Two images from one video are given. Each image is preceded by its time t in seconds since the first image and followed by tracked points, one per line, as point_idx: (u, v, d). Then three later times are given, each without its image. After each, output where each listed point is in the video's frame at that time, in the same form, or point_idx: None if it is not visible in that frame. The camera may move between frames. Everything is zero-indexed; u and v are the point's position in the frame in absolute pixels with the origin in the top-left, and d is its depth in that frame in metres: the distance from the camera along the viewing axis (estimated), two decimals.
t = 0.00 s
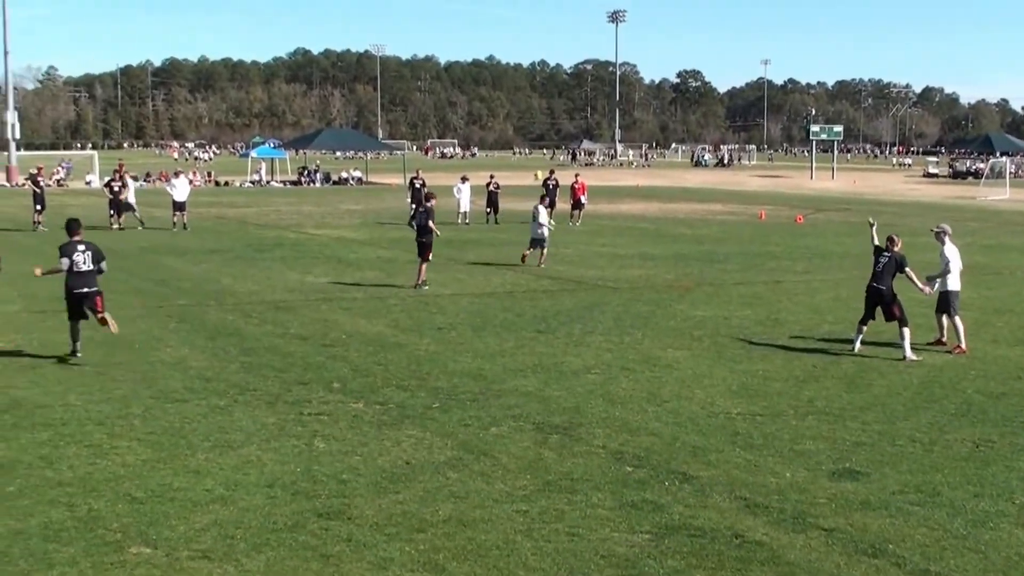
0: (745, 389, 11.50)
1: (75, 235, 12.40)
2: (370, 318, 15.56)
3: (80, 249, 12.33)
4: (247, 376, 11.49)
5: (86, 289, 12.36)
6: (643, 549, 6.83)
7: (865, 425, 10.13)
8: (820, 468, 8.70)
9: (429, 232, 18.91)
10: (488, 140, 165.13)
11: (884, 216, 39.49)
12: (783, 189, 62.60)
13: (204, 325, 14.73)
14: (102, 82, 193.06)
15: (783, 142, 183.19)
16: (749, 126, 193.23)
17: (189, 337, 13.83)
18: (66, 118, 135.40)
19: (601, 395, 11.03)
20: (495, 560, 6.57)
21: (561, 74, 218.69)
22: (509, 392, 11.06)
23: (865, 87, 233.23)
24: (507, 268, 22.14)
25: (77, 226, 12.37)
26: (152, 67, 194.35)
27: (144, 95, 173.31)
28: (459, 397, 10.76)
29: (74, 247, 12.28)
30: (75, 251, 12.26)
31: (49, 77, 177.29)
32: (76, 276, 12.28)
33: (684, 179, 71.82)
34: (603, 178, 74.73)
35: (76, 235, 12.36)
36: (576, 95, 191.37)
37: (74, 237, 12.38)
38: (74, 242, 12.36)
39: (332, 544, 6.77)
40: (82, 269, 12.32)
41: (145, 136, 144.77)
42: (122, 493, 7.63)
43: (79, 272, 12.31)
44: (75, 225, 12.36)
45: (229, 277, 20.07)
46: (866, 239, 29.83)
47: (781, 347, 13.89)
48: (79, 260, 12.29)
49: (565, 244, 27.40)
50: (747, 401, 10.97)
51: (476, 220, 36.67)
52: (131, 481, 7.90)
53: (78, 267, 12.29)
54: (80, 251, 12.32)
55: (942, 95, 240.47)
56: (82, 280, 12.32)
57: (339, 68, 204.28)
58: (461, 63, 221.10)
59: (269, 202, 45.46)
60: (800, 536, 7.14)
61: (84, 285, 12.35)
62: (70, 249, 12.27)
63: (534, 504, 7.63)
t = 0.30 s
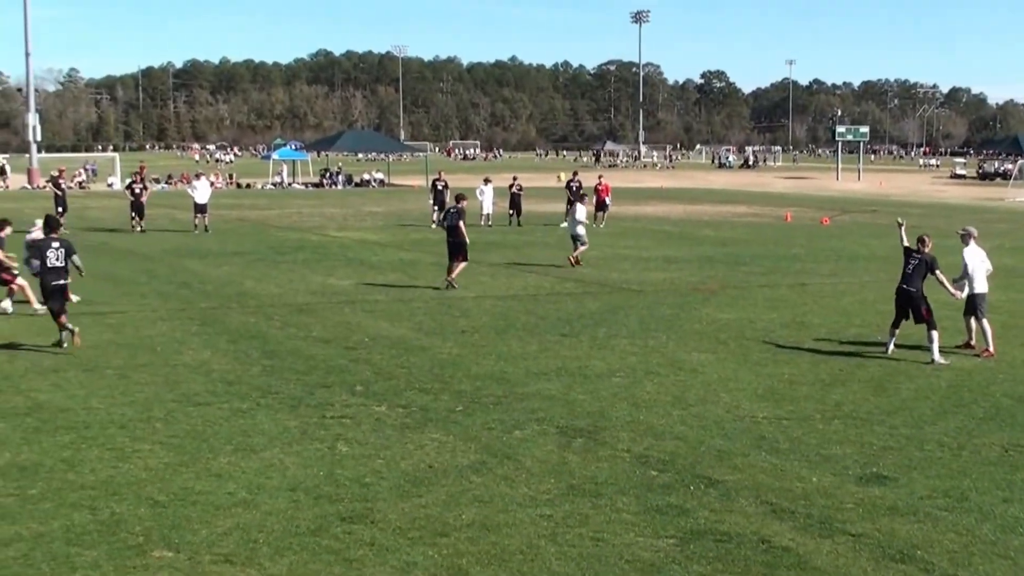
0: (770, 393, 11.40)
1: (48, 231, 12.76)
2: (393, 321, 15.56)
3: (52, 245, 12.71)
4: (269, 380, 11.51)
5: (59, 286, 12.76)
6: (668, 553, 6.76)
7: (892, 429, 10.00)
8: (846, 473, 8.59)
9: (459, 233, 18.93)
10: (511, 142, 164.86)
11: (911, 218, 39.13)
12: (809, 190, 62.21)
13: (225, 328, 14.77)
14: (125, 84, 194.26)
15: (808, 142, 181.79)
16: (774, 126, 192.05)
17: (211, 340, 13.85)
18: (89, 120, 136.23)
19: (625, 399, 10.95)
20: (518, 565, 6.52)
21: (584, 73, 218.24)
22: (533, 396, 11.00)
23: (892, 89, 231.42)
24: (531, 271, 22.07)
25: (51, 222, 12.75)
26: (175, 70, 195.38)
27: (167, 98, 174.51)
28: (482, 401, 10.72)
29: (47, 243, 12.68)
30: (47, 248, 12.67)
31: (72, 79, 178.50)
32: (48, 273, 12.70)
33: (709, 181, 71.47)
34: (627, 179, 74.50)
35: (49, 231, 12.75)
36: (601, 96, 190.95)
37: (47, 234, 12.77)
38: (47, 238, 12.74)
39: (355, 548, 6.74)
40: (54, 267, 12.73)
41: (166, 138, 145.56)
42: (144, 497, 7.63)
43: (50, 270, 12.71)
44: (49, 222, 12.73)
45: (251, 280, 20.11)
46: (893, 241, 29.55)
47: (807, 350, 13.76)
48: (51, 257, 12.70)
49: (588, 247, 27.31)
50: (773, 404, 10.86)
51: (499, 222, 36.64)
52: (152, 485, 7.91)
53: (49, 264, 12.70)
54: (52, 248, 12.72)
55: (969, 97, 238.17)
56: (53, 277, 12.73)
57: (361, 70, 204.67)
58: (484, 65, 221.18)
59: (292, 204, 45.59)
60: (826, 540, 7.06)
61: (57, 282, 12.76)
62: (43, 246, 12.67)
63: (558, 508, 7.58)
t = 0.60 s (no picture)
0: (797, 396, 11.28)
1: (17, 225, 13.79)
2: (415, 324, 15.54)
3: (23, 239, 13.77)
4: (291, 383, 11.51)
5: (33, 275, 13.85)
6: (693, 558, 6.69)
7: (920, 433, 9.87)
8: (873, 478, 8.47)
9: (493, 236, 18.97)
10: (534, 144, 164.61)
11: (939, 219, 38.71)
12: (836, 192, 61.76)
13: (247, 331, 14.80)
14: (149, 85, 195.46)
15: (834, 143, 180.42)
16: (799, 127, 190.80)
17: (233, 343, 13.88)
18: (110, 122, 137.17)
19: (650, 402, 10.87)
20: (542, 570, 6.47)
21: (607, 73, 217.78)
22: (557, 399, 10.94)
23: (919, 90, 229.42)
24: (554, 273, 22.00)
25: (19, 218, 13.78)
26: (196, 71, 196.38)
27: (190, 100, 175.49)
28: (506, 404, 10.67)
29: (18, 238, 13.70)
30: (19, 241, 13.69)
31: (95, 81, 179.84)
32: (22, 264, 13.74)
33: (734, 182, 71.03)
34: (651, 180, 74.13)
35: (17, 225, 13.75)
36: (625, 97, 190.43)
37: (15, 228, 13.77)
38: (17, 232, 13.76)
39: (378, 553, 6.71)
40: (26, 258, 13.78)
41: (188, 140, 146.30)
42: (166, 500, 7.64)
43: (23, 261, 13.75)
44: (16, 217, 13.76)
45: (273, 282, 20.15)
46: (921, 242, 29.23)
47: (835, 353, 13.62)
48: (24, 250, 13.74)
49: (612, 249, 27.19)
50: (800, 408, 10.74)
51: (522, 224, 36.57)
52: (175, 488, 7.91)
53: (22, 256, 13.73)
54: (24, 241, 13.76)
55: (997, 96, 235.71)
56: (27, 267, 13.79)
57: (383, 70, 204.97)
58: (506, 66, 221.13)
59: (314, 206, 45.65)
60: (854, 546, 6.96)
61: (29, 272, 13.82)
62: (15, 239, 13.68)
63: (582, 512, 7.52)
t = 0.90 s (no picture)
0: (820, 399, 11.17)
1: None
2: (435, 326, 15.51)
3: None
4: (311, 385, 11.51)
5: None
6: (714, 563, 6.62)
7: (945, 436, 9.75)
8: (897, 481, 8.36)
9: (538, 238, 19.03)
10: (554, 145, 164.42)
11: (964, 221, 38.34)
12: (861, 193, 61.32)
13: (267, 333, 14.81)
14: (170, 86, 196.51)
15: (857, 143, 179.17)
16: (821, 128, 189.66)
17: (253, 345, 13.89)
18: (129, 123, 138.01)
19: (671, 405, 10.78)
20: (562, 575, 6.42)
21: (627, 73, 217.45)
22: (578, 402, 10.88)
23: (942, 90, 227.66)
24: (575, 275, 21.93)
25: None
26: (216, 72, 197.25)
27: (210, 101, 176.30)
28: (526, 407, 10.62)
29: None
30: None
31: (115, 83, 180.99)
32: None
33: (758, 184, 70.61)
34: (673, 181, 73.86)
35: None
36: (646, 97, 189.89)
37: None
38: None
39: (397, 557, 6.67)
40: None
41: (208, 141, 147.08)
42: (185, 504, 7.63)
43: None
44: None
45: (292, 285, 20.18)
46: (947, 244, 28.93)
47: (858, 355, 13.50)
48: None
49: (633, 251, 27.07)
50: (823, 411, 10.64)
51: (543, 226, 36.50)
52: (193, 492, 7.91)
53: None
54: None
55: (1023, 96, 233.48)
56: None
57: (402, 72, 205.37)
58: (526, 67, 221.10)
59: (334, 208, 45.72)
60: (876, 550, 6.86)
61: None
62: None
63: (602, 516, 7.45)
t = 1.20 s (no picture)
0: (829, 401, 11.12)
1: None
2: (443, 328, 15.47)
3: None
4: (318, 387, 11.49)
5: None
6: (723, 565, 6.57)
7: (955, 437, 9.69)
8: (906, 483, 8.31)
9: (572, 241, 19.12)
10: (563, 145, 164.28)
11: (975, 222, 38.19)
12: (871, 193, 61.11)
13: (273, 335, 14.80)
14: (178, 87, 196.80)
15: (867, 143, 178.57)
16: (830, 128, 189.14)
17: (260, 347, 13.89)
18: (136, 124, 138.11)
19: (679, 407, 10.75)
20: None
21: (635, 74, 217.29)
22: (586, 404, 10.85)
23: (952, 90, 226.84)
24: (583, 276, 21.86)
25: None
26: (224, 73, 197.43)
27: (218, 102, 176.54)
28: (534, 409, 10.58)
29: None
30: None
31: (122, 83, 181.12)
32: None
33: (768, 185, 70.40)
34: (683, 183, 73.68)
35: None
36: (654, 97, 189.63)
37: None
38: None
39: (404, 560, 6.64)
40: None
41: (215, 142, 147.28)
42: (190, 507, 7.61)
43: None
44: None
45: (300, 286, 20.15)
46: (957, 245, 28.80)
47: (868, 357, 13.43)
48: None
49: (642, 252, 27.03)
50: (832, 413, 10.59)
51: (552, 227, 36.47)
52: (199, 495, 7.88)
53: None
54: None
55: None
56: None
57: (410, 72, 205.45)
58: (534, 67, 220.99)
59: (342, 209, 45.74)
60: (885, 552, 6.81)
61: None
62: None
63: (610, 519, 7.42)
